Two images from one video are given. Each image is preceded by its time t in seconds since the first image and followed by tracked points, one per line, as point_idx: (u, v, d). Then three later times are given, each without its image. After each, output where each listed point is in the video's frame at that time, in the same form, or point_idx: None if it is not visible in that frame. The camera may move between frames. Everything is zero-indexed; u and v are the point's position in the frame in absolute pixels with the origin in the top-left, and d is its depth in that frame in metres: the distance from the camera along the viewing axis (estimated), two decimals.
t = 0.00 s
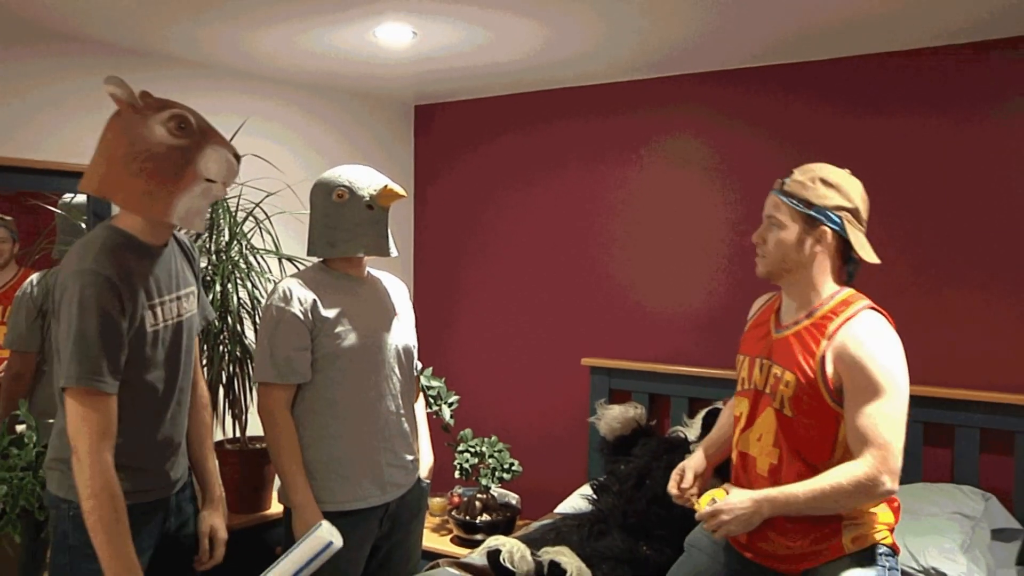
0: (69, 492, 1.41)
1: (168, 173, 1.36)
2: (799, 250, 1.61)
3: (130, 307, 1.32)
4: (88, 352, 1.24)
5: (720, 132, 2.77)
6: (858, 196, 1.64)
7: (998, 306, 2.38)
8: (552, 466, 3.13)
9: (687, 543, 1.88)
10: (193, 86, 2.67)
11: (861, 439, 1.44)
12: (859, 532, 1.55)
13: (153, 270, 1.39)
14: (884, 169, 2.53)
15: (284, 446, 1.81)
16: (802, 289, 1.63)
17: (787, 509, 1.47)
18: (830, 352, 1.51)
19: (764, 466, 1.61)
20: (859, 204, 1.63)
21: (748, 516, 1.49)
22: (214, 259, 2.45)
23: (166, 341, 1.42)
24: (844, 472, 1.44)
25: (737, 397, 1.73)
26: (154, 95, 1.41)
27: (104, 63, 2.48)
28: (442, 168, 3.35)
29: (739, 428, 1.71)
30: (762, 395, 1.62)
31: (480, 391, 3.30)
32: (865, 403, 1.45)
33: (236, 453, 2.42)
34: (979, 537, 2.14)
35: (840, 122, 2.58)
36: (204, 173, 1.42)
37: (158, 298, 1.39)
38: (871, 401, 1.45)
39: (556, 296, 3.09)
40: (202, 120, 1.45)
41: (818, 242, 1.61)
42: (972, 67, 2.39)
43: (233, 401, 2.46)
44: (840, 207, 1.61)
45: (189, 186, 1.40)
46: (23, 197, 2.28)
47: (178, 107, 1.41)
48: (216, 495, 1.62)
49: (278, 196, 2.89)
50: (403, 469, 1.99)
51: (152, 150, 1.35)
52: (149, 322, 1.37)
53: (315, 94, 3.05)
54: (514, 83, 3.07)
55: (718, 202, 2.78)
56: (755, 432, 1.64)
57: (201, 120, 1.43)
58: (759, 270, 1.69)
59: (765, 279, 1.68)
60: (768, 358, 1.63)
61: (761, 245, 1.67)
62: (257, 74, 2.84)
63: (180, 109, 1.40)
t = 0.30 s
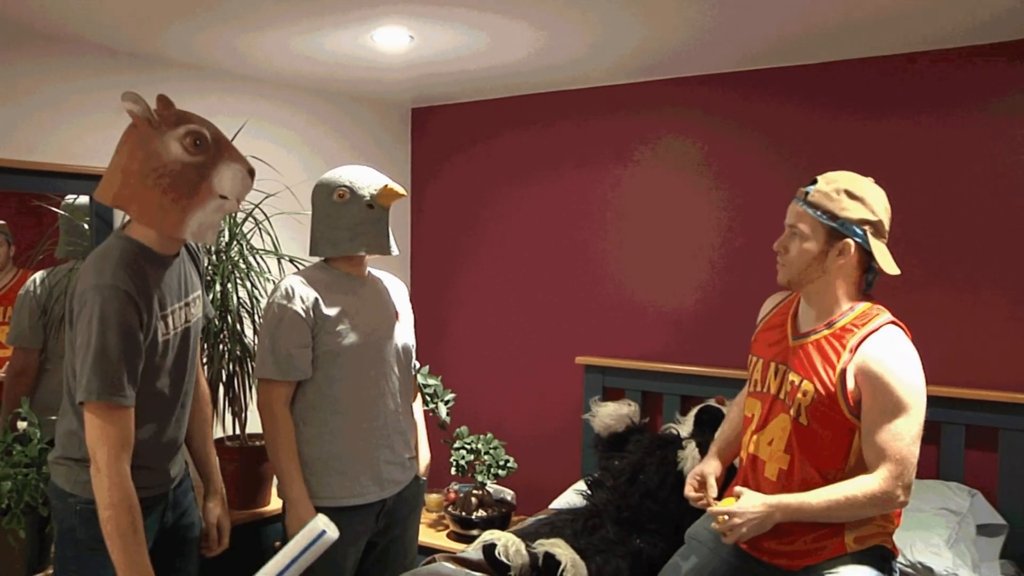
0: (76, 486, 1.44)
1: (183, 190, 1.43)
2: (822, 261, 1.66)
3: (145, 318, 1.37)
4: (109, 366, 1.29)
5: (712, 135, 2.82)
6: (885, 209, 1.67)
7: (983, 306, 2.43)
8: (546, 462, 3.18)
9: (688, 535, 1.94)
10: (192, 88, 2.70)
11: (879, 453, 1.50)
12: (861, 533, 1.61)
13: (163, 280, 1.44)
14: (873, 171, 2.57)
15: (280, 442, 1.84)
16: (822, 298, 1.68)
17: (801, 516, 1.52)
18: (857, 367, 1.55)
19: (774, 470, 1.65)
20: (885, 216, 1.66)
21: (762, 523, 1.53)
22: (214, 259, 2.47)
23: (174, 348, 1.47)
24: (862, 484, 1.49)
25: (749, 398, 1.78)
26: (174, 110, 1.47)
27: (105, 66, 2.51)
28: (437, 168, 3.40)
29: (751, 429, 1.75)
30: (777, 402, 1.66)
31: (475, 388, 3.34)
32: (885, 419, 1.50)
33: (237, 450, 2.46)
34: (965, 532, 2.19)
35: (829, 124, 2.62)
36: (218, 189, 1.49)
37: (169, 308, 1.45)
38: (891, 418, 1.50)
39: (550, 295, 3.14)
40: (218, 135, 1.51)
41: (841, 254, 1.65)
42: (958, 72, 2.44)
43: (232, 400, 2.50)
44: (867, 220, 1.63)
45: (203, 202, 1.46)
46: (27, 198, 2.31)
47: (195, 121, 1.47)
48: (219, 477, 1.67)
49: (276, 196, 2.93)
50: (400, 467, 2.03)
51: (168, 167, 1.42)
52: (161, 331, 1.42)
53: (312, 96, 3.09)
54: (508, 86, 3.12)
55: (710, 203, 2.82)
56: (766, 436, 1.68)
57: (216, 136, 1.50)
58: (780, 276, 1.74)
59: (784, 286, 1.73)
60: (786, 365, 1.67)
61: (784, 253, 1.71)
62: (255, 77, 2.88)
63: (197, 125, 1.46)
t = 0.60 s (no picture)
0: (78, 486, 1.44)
1: (195, 200, 1.44)
2: (809, 248, 1.66)
3: (156, 325, 1.38)
4: (117, 373, 1.30)
5: (711, 135, 2.82)
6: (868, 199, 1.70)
7: (981, 305, 2.44)
8: (546, 462, 3.18)
9: (687, 534, 1.92)
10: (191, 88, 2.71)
11: (873, 436, 1.50)
12: (858, 531, 1.61)
13: (178, 287, 1.44)
14: (872, 172, 2.58)
15: (286, 441, 1.82)
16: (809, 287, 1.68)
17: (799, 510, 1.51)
18: (845, 349, 1.56)
19: (770, 464, 1.65)
20: (868, 206, 1.69)
21: (762, 517, 1.52)
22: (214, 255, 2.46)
23: (184, 355, 1.48)
24: (859, 469, 1.48)
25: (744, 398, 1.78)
26: (187, 122, 1.49)
27: (105, 66, 2.51)
28: (438, 169, 3.40)
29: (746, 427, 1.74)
30: (772, 395, 1.66)
31: (475, 389, 3.34)
32: (876, 400, 1.51)
33: (237, 450, 2.46)
34: (964, 532, 2.19)
35: (828, 124, 2.63)
36: (231, 200, 1.50)
37: (181, 315, 1.45)
38: (882, 399, 1.50)
39: (549, 295, 3.14)
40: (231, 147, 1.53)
41: (827, 241, 1.66)
42: (956, 72, 2.44)
43: (232, 399, 2.50)
44: (852, 207, 1.66)
45: (216, 212, 1.47)
46: (28, 198, 2.30)
47: (207, 131, 1.49)
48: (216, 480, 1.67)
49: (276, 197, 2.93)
50: (404, 466, 2.02)
51: (181, 178, 1.43)
52: (173, 338, 1.43)
53: (312, 96, 3.09)
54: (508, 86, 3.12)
55: (709, 203, 2.82)
56: (761, 432, 1.68)
57: (228, 146, 1.51)
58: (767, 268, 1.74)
59: (772, 276, 1.73)
60: (778, 359, 1.67)
61: (769, 242, 1.72)
62: (254, 77, 2.88)
63: (208, 135, 1.48)
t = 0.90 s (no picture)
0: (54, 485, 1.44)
1: (199, 195, 1.40)
2: (762, 248, 1.70)
3: (145, 316, 1.37)
4: (101, 350, 1.26)
5: (710, 135, 2.82)
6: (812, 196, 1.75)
7: (978, 305, 2.44)
8: (546, 461, 3.18)
9: (682, 536, 1.93)
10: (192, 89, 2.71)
11: (850, 418, 1.47)
12: (851, 525, 1.61)
13: (178, 282, 1.45)
14: (871, 172, 2.58)
15: (293, 443, 1.81)
16: (768, 285, 1.70)
17: (784, 503, 1.50)
18: (811, 340, 1.56)
19: (757, 464, 1.65)
20: (814, 202, 1.74)
21: (755, 519, 1.51)
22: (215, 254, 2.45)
23: (179, 351, 1.47)
24: (841, 455, 1.46)
25: (727, 404, 1.78)
26: (197, 117, 1.46)
27: (105, 65, 2.51)
28: (437, 168, 3.40)
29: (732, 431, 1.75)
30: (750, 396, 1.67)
31: (474, 388, 3.35)
32: (845, 381, 1.49)
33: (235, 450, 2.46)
34: (963, 531, 2.20)
35: (826, 124, 2.63)
36: (237, 196, 1.45)
37: (176, 310, 1.45)
38: (850, 378, 1.49)
39: (548, 295, 3.14)
40: (242, 144, 1.49)
41: (779, 239, 1.70)
42: (953, 72, 2.44)
43: (231, 400, 2.49)
44: (797, 205, 1.71)
45: (220, 207, 1.43)
46: (28, 198, 2.31)
47: (216, 126, 1.45)
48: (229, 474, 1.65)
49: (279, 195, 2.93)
50: (410, 465, 2.00)
51: (186, 172, 1.39)
52: (165, 333, 1.42)
53: (312, 95, 3.09)
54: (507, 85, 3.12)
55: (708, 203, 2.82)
56: (744, 433, 1.69)
57: (238, 142, 1.47)
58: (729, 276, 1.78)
59: (734, 283, 1.77)
60: (750, 360, 1.68)
61: (726, 251, 1.77)
62: (254, 77, 2.88)
63: (218, 130, 1.44)
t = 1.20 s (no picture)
0: (43, 486, 1.41)
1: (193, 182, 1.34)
2: (747, 245, 1.71)
3: (130, 306, 1.27)
4: (82, 325, 1.18)
5: (709, 134, 2.82)
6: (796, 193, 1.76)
7: (977, 303, 2.44)
8: (544, 460, 3.18)
9: (675, 536, 1.93)
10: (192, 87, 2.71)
11: (827, 405, 1.47)
12: (838, 520, 1.62)
13: (174, 273, 1.34)
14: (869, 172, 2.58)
15: (293, 440, 1.82)
16: (751, 280, 1.71)
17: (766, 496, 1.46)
18: (788, 332, 1.57)
19: (742, 458, 1.66)
20: (798, 199, 1.75)
21: (741, 512, 1.47)
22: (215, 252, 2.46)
23: (176, 345, 1.37)
24: (818, 444, 1.44)
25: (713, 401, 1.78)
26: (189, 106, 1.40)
27: (105, 63, 2.51)
28: (436, 167, 3.40)
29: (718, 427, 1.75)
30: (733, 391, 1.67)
31: (473, 387, 3.35)
32: (822, 369, 1.50)
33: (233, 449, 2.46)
34: (961, 529, 2.20)
35: (824, 123, 2.63)
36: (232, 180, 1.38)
37: (170, 299, 1.34)
38: (826, 367, 1.49)
39: (546, 294, 3.14)
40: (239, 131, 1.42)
41: (764, 236, 1.70)
42: (950, 72, 2.45)
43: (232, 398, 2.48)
44: (782, 203, 1.72)
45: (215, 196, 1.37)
46: (24, 196, 2.31)
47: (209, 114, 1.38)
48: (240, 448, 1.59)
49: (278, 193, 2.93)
50: (410, 464, 2.00)
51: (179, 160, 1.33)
52: (154, 319, 1.32)
53: (311, 93, 3.09)
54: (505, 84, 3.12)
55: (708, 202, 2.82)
56: (730, 429, 1.69)
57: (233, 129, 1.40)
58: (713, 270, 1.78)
59: (717, 278, 1.77)
60: (731, 355, 1.69)
61: (710, 246, 1.76)
62: (253, 75, 2.88)
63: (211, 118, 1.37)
